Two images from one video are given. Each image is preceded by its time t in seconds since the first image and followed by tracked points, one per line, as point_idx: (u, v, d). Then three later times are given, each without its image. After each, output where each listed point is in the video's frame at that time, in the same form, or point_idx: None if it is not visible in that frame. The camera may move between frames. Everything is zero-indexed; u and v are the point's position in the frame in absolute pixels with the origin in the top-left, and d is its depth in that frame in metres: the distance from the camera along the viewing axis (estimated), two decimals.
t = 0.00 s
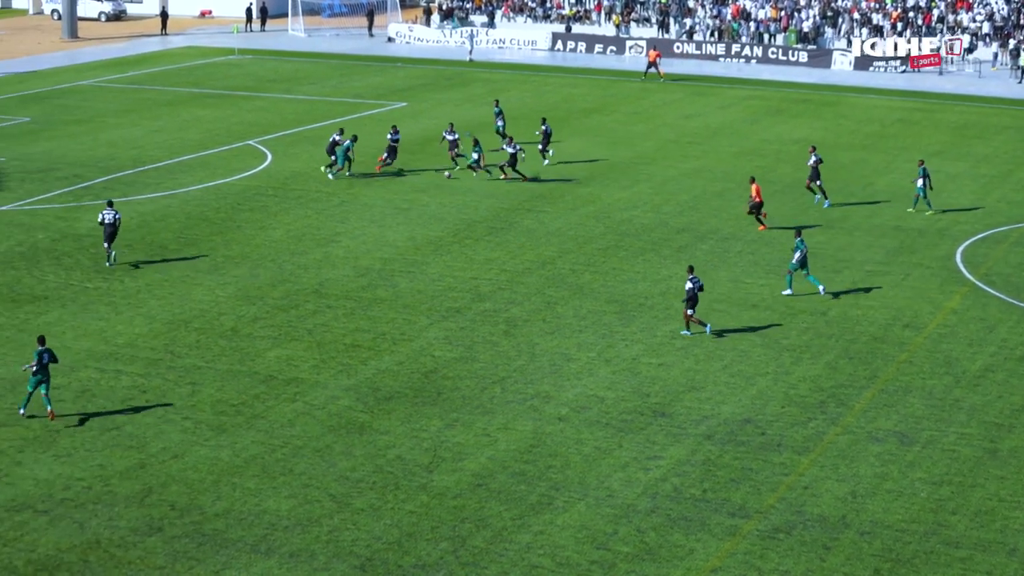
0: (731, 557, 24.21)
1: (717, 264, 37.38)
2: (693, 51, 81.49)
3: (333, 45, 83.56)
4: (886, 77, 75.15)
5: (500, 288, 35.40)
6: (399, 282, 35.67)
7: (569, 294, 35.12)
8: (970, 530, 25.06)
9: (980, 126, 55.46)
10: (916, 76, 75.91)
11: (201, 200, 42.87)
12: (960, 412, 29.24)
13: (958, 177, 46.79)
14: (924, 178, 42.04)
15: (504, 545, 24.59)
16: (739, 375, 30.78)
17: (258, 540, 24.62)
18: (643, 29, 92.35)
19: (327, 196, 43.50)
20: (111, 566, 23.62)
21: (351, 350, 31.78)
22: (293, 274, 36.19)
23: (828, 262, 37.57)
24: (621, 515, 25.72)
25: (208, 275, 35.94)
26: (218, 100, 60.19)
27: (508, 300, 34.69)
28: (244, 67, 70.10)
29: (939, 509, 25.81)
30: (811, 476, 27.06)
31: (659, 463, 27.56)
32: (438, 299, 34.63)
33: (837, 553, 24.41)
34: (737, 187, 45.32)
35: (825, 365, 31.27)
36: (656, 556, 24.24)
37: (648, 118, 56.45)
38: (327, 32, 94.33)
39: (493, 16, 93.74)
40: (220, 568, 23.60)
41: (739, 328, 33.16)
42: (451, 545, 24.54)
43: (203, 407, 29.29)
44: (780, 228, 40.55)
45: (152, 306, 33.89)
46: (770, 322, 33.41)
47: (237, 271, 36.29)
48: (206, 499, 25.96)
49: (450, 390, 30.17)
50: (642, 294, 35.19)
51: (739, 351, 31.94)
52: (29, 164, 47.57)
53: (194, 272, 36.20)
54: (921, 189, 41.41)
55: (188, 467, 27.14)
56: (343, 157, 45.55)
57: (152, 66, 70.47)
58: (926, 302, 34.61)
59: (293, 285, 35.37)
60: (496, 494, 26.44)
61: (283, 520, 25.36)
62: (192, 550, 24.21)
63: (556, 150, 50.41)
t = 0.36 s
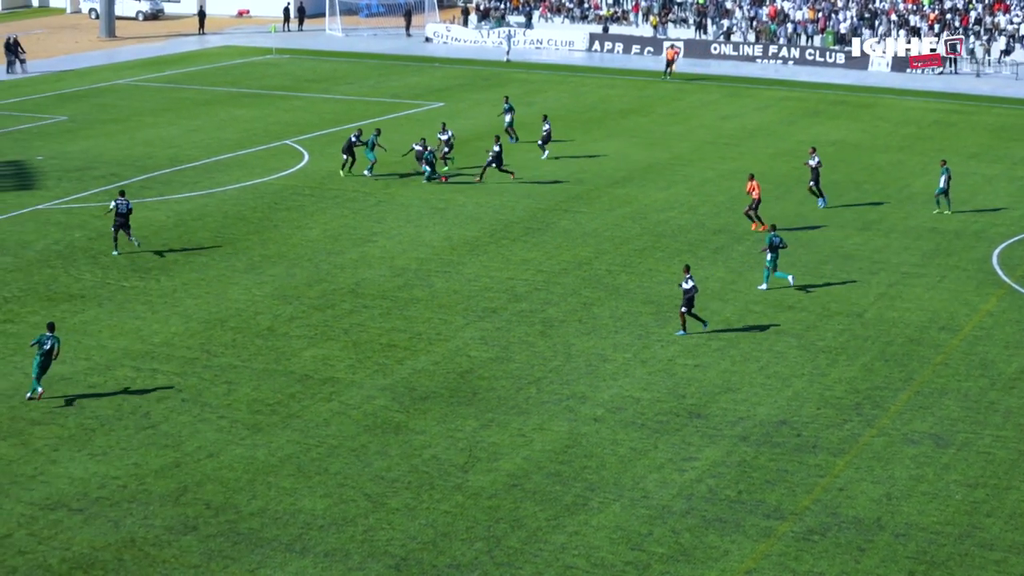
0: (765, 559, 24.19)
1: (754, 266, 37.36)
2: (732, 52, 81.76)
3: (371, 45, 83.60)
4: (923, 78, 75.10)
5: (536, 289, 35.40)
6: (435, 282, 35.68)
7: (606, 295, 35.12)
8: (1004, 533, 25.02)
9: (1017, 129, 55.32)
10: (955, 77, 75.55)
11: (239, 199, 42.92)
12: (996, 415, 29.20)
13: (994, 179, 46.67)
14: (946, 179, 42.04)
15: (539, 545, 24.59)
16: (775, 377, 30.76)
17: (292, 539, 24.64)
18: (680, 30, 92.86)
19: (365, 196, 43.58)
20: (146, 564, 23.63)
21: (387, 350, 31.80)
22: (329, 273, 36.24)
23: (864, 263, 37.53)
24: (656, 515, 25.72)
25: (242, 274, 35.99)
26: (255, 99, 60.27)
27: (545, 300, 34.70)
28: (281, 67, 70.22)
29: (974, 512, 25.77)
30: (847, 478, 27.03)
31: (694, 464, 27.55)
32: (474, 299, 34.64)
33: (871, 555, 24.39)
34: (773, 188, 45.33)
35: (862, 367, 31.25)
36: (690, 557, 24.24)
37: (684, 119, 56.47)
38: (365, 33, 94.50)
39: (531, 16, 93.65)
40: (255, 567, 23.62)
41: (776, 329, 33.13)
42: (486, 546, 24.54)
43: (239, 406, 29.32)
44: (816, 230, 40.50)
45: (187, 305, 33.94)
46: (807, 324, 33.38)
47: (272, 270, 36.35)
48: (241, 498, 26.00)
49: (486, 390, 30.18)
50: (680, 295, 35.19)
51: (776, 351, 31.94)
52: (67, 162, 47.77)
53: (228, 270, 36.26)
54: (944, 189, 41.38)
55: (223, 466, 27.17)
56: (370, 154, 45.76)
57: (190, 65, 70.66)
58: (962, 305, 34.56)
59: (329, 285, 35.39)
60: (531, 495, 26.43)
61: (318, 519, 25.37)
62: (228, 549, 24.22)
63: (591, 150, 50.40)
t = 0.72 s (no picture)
0: (777, 559, 24.18)
1: (766, 266, 37.37)
2: (744, 53, 81.82)
3: (383, 46, 83.81)
4: (936, 79, 75.18)
5: (549, 289, 35.41)
6: (447, 283, 35.69)
7: (619, 296, 35.11)
8: (1016, 534, 25.02)
9: None
10: (968, 78, 75.78)
11: (252, 199, 42.94)
12: (1008, 416, 29.19)
13: (1007, 180, 46.64)
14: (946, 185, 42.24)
15: (551, 546, 24.58)
16: (787, 378, 30.76)
17: (304, 539, 24.64)
18: (693, 30, 92.75)
19: (378, 196, 43.63)
20: (158, 564, 23.63)
21: (399, 350, 31.81)
22: (341, 273, 36.27)
23: (876, 264, 37.51)
24: (668, 516, 25.72)
25: (255, 274, 36.01)
26: (269, 99, 60.32)
27: (558, 301, 34.70)
28: (294, 67, 70.29)
29: (986, 513, 25.76)
30: (859, 479, 27.03)
31: (706, 465, 27.54)
32: (487, 299, 34.65)
33: (883, 556, 24.38)
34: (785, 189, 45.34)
35: (874, 368, 31.24)
36: (702, 558, 24.22)
37: (695, 119, 56.48)
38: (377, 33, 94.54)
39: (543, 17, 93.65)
40: (267, 567, 23.63)
41: (789, 330, 33.14)
42: (498, 546, 24.54)
43: (251, 406, 29.33)
44: (828, 230, 40.49)
45: (199, 305, 33.95)
46: (820, 324, 33.38)
47: (285, 270, 36.37)
48: (253, 498, 26.00)
49: (499, 390, 30.19)
50: (692, 296, 35.22)
51: (789, 352, 31.94)
52: (80, 162, 47.85)
53: (241, 270, 36.29)
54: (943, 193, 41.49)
55: (235, 466, 27.17)
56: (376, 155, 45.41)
57: (203, 65, 70.73)
58: (974, 306, 34.55)
59: (341, 285, 35.40)
60: (543, 495, 26.43)
61: (330, 519, 25.37)
62: (239, 549, 24.22)
63: (604, 150, 50.44)
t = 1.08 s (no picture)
0: (776, 559, 24.18)
1: (765, 265, 37.38)
2: (743, 53, 81.84)
3: (382, 45, 83.77)
4: (935, 79, 75.09)
5: (548, 289, 35.40)
6: (445, 282, 35.69)
7: (619, 296, 35.08)
8: (1015, 534, 25.02)
9: None
10: (967, 77, 75.72)
11: (251, 199, 42.92)
12: (1007, 416, 29.19)
13: (1005, 180, 46.64)
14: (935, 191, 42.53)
15: (550, 546, 24.58)
16: (786, 377, 30.76)
17: (303, 538, 24.64)
18: (692, 30, 91.69)
19: (377, 196, 43.64)
20: (156, 564, 23.61)
21: (398, 350, 31.80)
22: (339, 272, 36.28)
23: (875, 264, 37.51)
24: (667, 515, 25.72)
25: (254, 274, 36.01)
26: (268, 99, 60.30)
27: (556, 301, 34.68)
28: (293, 67, 70.24)
29: (985, 512, 25.76)
30: (858, 478, 27.03)
31: (705, 465, 27.54)
32: (485, 299, 34.63)
33: (882, 556, 24.38)
34: (785, 189, 45.32)
35: (873, 367, 31.24)
36: (701, 557, 24.22)
37: (692, 119, 56.47)
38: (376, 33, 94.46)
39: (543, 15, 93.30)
40: (267, 567, 23.63)
41: (789, 329, 33.15)
42: (497, 545, 24.54)
43: (250, 406, 29.33)
44: (828, 230, 40.49)
45: (198, 305, 33.95)
46: (819, 324, 33.38)
47: (284, 270, 36.36)
48: (252, 498, 26.00)
49: (498, 390, 30.18)
50: (691, 296, 35.23)
51: (788, 352, 31.93)
52: (79, 162, 47.82)
53: (240, 270, 36.28)
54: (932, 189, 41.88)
55: (234, 465, 27.17)
56: (376, 154, 45.41)
57: (202, 65, 70.69)
58: (973, 305, 34.53)
59: (341, 285, 35.40)
60: (542, 495, 26.42)
61: (329, 519, 25.37)
62: (238, 549, 24.22)
63: (603, 150, 50.45)
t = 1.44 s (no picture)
0: (759, 557, 24.17)
1: (748, 263, 37.39)
2: (726, 50, 82.02)
3: (365, 44, 84.11)
4: (917, 77, 75.26)
5: (530, 287, 35.40)
6: (428, 281, 35.69)
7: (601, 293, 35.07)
8: (998, 531, 25.03)
9: (1009, 127, 55.41)
10: (949, 76, 76.01)
11: (233, 198, 42.89)
12: (990, 413, 29.21)
13: (989, 178, 46.71)
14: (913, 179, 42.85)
15: (532, 544, 24.57)
16: (768, 375, 30.78)
17: (286, 537, 24.62)
18: (676, 27, 92.68)
19: (360, 194, 43.65)
20: (139, 564, 23.58)
21: (381, 348, 31.79)
22: (321, 271, 36.28)
23: (858, 261, 37.53)
24: (649, 514, 25.71)
25: (238, 273, 35.98)
26: (251, 98, 60.26)
27: (539, 299, 34.68)
28: (276, 65, 70.23)
29: (967, 509, 25.77)
30: (840, 476, 27.04)
31: (688, 463, 27.55)
32: (468, 297, 34.64)
33: (864, 553, 24.38)
34: (769, 187, 45.33)
35: (855, 365, 31.24)
36: (684, 555, 24.22)
37: (677, 118, 56.48)
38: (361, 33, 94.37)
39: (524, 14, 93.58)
40: (249, 565, 23.60)
41: (771, 327, 33.16)
42: (479, 544, 24.53)
43: (232, 404, 29.31)
44: (812, 228, 40.51)
45: (182, 304, 33.93)
46: (801, 322, 33.40)
47: (267, 269, 36.35)
48: (234, 497, 25.97)
49: (480, 388, 30.18)
50: (673, 293, 35.23)
51: (771, 350, 31.94)
52: (61, 161, 47.74)
53: (224, 269, 36.27)
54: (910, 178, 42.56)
55: (217, 464, 27.15)
56: (359, 152, 45.69)
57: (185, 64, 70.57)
58: (956, 303, 34.57)
59: (324, 284, 35.39)
60: (525, 493, 26.41)
61: (311, 517, 25.36)
62: (221, 548, 24.20)
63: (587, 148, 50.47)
